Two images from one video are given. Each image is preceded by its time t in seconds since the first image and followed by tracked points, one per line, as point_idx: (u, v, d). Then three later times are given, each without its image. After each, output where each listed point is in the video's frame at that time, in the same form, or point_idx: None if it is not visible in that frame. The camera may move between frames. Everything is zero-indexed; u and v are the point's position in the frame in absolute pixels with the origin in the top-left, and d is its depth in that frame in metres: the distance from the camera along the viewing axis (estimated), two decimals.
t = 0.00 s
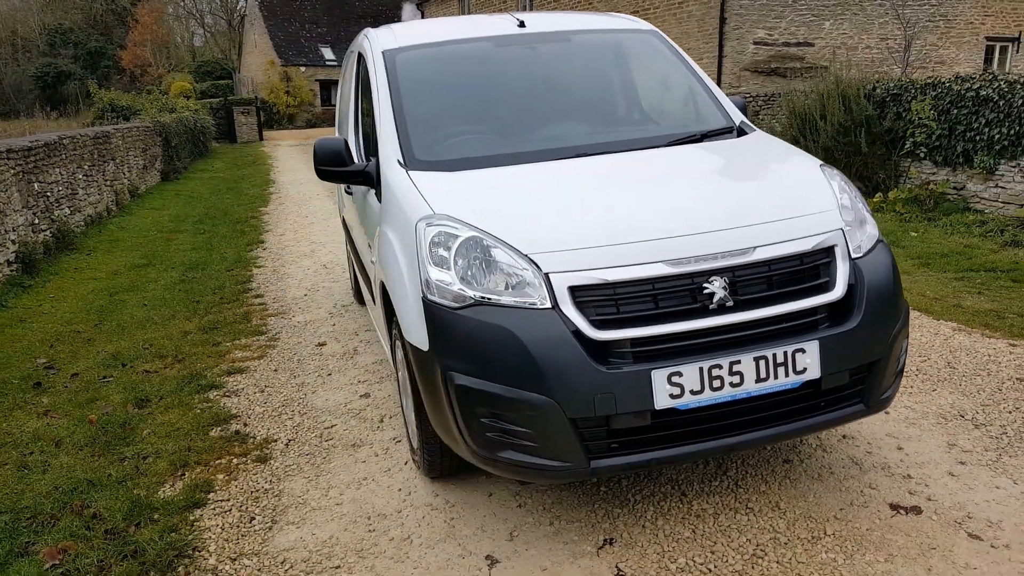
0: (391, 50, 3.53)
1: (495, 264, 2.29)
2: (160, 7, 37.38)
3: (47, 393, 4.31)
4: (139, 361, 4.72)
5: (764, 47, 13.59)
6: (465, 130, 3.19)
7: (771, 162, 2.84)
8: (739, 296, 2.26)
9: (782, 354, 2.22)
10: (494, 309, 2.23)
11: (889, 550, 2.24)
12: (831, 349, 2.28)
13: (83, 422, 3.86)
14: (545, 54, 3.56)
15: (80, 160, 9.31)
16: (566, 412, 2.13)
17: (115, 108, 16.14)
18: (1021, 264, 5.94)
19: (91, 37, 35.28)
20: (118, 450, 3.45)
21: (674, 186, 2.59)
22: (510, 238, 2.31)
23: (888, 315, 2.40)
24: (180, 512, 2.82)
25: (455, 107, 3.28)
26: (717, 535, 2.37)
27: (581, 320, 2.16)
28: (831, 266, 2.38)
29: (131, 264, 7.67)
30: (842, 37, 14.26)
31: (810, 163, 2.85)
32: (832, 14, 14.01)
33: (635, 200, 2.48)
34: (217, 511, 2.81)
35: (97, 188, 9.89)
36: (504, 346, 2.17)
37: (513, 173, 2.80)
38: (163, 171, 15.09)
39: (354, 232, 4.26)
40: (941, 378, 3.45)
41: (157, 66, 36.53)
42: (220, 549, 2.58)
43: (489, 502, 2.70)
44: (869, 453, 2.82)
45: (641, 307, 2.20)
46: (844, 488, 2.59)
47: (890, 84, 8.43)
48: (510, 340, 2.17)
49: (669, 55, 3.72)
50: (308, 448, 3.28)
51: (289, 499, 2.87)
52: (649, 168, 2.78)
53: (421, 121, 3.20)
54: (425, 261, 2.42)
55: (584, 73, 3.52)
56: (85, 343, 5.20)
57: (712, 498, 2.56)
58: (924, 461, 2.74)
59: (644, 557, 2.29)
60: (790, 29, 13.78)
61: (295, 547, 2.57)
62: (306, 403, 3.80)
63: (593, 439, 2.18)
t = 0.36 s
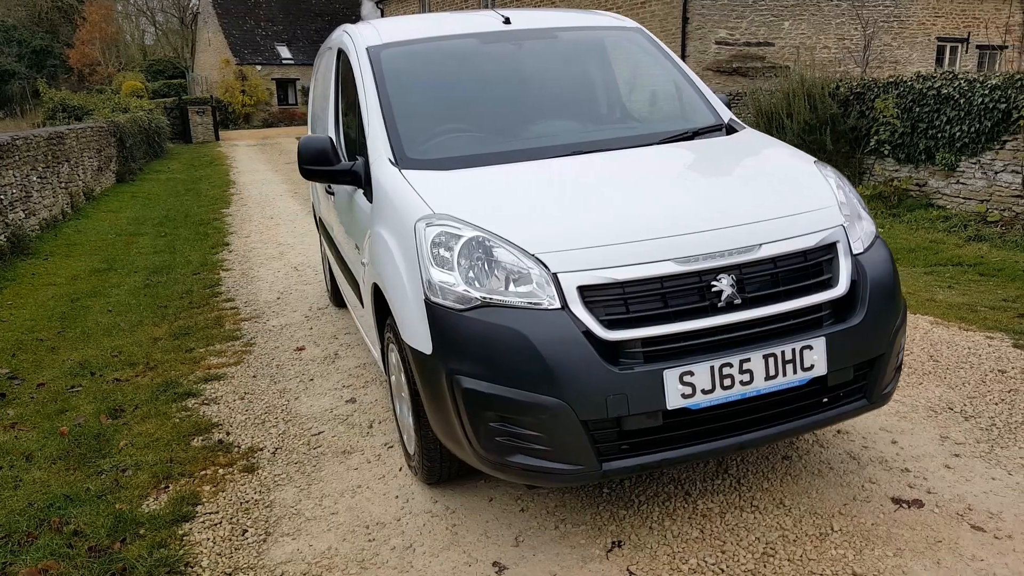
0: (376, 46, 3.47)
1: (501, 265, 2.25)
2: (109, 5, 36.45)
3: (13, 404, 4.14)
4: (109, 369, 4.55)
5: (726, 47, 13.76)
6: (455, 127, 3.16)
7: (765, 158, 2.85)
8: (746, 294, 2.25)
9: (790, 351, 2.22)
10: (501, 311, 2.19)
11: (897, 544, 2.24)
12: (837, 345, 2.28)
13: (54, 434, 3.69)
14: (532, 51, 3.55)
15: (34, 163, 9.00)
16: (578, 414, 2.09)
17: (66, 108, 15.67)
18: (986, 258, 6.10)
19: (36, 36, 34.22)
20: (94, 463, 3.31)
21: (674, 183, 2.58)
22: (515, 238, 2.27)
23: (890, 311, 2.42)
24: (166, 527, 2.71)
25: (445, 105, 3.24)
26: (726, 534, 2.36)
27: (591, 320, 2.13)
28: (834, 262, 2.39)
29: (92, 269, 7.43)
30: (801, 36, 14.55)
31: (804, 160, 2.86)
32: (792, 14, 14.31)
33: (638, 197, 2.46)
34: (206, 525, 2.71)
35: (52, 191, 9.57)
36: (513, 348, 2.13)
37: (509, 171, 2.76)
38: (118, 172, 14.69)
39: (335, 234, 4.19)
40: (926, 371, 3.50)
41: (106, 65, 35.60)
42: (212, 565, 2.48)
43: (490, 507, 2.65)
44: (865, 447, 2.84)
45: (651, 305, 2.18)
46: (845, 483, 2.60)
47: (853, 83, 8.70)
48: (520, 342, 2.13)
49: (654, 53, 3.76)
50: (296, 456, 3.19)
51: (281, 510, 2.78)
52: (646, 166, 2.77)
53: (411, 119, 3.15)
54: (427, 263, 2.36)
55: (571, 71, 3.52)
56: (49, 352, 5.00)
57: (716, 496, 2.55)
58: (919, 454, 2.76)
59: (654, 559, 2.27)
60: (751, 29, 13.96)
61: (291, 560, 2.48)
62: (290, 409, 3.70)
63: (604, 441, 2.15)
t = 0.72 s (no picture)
0: (365, 46, 3.45)
1: (515, 266, 2.25)
2: (51, 4, 35.38)
3: None
4: (81, 377, 4.41)
5: (684, 50, 14.00)
6: (450, 127, 3.16)
7: (759, 158, 2.91)
8: (754, 291, 2.29)
9: (798, 346, 2.26)
10: (517, 312, 2.19)
11: (901, 532, 2.30)
12: (841, 339, 2.34)
13: (30, 446, 3.55)
14: (522, 52, 3.58)
15: None
16: (596, 412, 2.11)
17: (11, 110, 15.16)
18: (945, 254, 6.33)
19: None
20: (78, 473, 3.20)
21: (676, 183, 2.61)
22: (527, 239, 2.27)
23: (888, 306, 2.49)
24: (164, 539, 2.64)
25: (438, 105, 3.24)
26: (735, 527, 2.39)
27: (606, 318, 2.14)
28: (834, 259, 2.45)
29: (49, 275, 7.19)
30: (756, 40, 14.85)
31: (797, 160, 2.93)
32: (746, 18, 14.59)
33: (644, 197, 2.49)
34: (205, 535, 2.65)
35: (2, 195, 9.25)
36: (531, 349, 2.13)
37: (511, 172, 2.76)
38: (68, 175, 14.27)
39: (318, 237, 4.14)
40: (906, 365, 3.61)
41: (47, 66, 34.52)
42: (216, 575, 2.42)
43: (497, 508, 2.65)
44: (858, 439, 2.92)
45: (663, 303, 2.20)
46: (844, 475, 2.66)
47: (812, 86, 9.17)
48: (537, 342, 2.13)
49: (639, 55, 3.82)
50: (291, 462, 3.15)
51: (282, 518, 2.74)
52: (646, 166, 2.80)
53: (406, 119, 3.14)
54: (437, 265, 2.35)
55: (561, 72, 3.55)
56: (14, 362, 4.82)
57: (721, 491, 2.59)
58: (911, 445, 2.85)
59: (667, 555, 2.29)
60: (707, 32, 14.20)
61: (299, 568, 2.44)
62: (279, 415, 3.64)
63: (620, 440, 2.17)
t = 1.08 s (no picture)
0: (356, 52, 3.47)
1: (526, 269, 2.29)
2: None
3: None
4: (57, 387, 4.30)
5: (644, 53, 14.21)
6: (445, 133, 3.19)
7: (749, 161, 3.00)
8: (756, 291, 2.37)
9: (799, 343, 2.35)
10: (531, 314, 2.23)
11: (897, 520, 2.40)
12: (838, 336, 2.44)
13: (11, 458, 3.45)
14: (511, 58, 3.63)
15: None
16: (610, 411, 2.16)
17: None
18: (908, 252, 6.56)
19: None
20: (67, 485, 3.13)
21: (674, 187, 2.68)
22: (537, 243, 2.32)
23: (879, 303, 2.60)
24: (168, 549, 2.61)
25: (433, 111, 3.27)
26: (739, 520, 2.47)
27: (618, 320, 2.20)
28: (828, 260, 2.55)
29: (10, 283, 6.99)
30: (713, 44, 15.12)
31: (785, 163, 3.03)
32: (704, 23, 14.86)
33: (646, 200, 2.55)
34: (210, 544, 2.63)
35: None
36: (546, 350, 2.18)
37: (511, 177, 2.81)
38: (18, 180, 13.85)
39: (303, 241, 4.13)
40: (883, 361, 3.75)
41: None
42: None
43: (503, 508, 2.69)
44: (846, 433, 3.03)
45: (671, 305, 2.26)
46: (836, 467, 2.76)
47: (773, 89, 9.50)
48: (552, 343, 2.18)
49: (623, 61, 3.90)
50: (289, 468, 3.14)
51: (286, 524, 2.73)
52: (642, 170, 2.87)
53: (401, 125, 3.16)
54: (448, 269, 2.38)
55: (550, 78, 3.62)
56: None
57: (722, 486, 2.67)
58: (897, 437, 2.97)
59: (676, 550, 2.35)
60: (667, 36, 14.41)
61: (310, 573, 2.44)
62: (270, 421, 3.62)
63: (632, 438, 2.22)
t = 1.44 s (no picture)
0: (345, 52, 3.44)
1: (532, 267, 2.29)
2: None
3: None
4: (33, 394, 4.18)
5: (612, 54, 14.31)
6: (438, 133, 3.18)
7: (743, 161, 3.04)
8: (758, 288, 2.39)
9: (800, 339, 2.38)
10: (538, 313, 2.23)
11: (897, 512, 2.45)
12: (837, 332, 2.48)
13: None
14: (500, 58, 3.62)
15: None
16: (620, 409, 2.17)
17: None
18: (879, 249, 6.70)
19: None
20: (54, 493, 3.05)
21: (673, 186, 2.71)
22: (543, 242, 2.32)
23: (875, 299, 2.64)
24: (166, 556, 2.55)
25: (425, 111, 3.25)
26: (742, 515, 2.49)
27: (625, 318, 2.20)
28: (825, 257, 2.59)
29: None
30: (679, 45, 15.26)
31: (777, 162, 3.07)
32: (670, 24, 15.02)
33: (647, 200, 2.57)
34: (209, 551, 2.58)
35: None
36: (555, 349, 2.18)
37: (509, 177, 2.81)
38: None
39: (288, 243, 4.08)
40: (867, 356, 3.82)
41: None
42: None
43: (505, 508, 2.68)
44: (839, 427, 3.08)
45: (677, 302, 2.28)
46: (832, 461, 2.81)
47: (742, 90, 9.76)
48: (561, 342, 2.18)
49: (610, 61, 3.92)
50: (284, 472, 3.10)
51: (286, 528, 2.69)
52: (639, 170, 2.88)
53: (394, 125, 3.14)
54: (452, 268, 2.37)
55: (540, 77, 3.62)
56: None
57: (722, 482, 2.69)
58: (889, 430, 3.03)
59: (683, 545, 2.36)
60: (633, 36, 14.51)
61: None
62: (259, 425, 3.57)
63: (641, 435, 2.23)
